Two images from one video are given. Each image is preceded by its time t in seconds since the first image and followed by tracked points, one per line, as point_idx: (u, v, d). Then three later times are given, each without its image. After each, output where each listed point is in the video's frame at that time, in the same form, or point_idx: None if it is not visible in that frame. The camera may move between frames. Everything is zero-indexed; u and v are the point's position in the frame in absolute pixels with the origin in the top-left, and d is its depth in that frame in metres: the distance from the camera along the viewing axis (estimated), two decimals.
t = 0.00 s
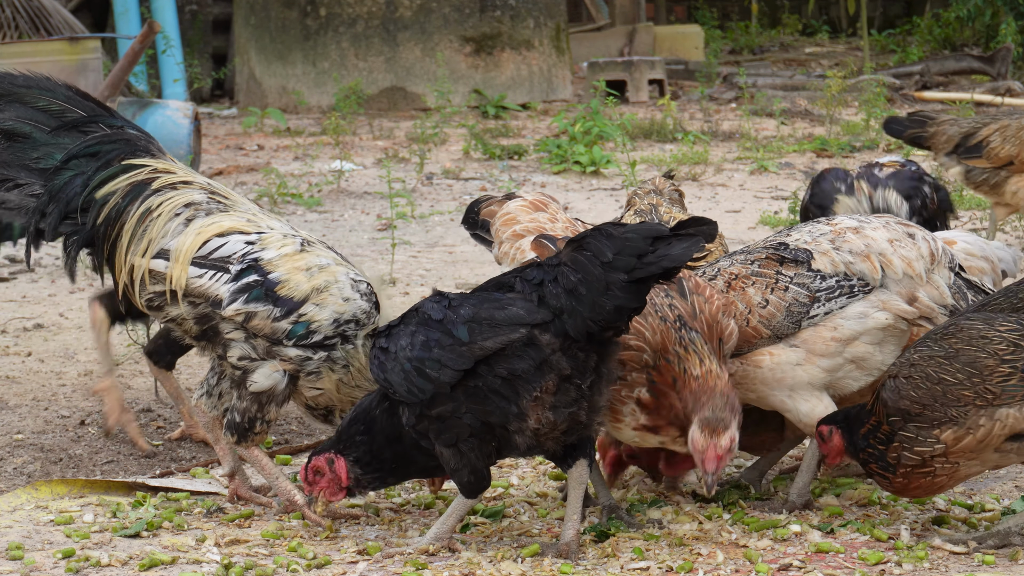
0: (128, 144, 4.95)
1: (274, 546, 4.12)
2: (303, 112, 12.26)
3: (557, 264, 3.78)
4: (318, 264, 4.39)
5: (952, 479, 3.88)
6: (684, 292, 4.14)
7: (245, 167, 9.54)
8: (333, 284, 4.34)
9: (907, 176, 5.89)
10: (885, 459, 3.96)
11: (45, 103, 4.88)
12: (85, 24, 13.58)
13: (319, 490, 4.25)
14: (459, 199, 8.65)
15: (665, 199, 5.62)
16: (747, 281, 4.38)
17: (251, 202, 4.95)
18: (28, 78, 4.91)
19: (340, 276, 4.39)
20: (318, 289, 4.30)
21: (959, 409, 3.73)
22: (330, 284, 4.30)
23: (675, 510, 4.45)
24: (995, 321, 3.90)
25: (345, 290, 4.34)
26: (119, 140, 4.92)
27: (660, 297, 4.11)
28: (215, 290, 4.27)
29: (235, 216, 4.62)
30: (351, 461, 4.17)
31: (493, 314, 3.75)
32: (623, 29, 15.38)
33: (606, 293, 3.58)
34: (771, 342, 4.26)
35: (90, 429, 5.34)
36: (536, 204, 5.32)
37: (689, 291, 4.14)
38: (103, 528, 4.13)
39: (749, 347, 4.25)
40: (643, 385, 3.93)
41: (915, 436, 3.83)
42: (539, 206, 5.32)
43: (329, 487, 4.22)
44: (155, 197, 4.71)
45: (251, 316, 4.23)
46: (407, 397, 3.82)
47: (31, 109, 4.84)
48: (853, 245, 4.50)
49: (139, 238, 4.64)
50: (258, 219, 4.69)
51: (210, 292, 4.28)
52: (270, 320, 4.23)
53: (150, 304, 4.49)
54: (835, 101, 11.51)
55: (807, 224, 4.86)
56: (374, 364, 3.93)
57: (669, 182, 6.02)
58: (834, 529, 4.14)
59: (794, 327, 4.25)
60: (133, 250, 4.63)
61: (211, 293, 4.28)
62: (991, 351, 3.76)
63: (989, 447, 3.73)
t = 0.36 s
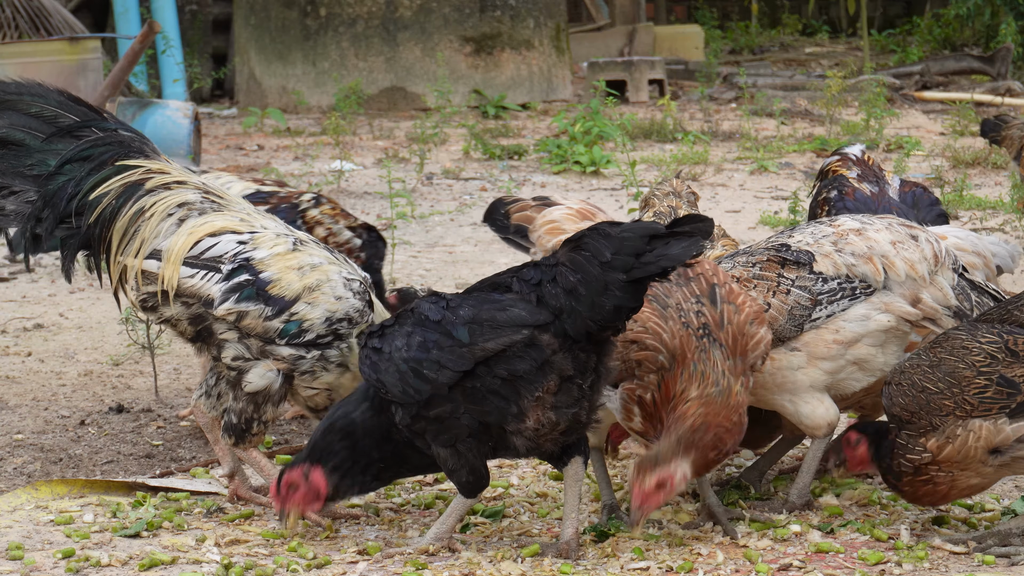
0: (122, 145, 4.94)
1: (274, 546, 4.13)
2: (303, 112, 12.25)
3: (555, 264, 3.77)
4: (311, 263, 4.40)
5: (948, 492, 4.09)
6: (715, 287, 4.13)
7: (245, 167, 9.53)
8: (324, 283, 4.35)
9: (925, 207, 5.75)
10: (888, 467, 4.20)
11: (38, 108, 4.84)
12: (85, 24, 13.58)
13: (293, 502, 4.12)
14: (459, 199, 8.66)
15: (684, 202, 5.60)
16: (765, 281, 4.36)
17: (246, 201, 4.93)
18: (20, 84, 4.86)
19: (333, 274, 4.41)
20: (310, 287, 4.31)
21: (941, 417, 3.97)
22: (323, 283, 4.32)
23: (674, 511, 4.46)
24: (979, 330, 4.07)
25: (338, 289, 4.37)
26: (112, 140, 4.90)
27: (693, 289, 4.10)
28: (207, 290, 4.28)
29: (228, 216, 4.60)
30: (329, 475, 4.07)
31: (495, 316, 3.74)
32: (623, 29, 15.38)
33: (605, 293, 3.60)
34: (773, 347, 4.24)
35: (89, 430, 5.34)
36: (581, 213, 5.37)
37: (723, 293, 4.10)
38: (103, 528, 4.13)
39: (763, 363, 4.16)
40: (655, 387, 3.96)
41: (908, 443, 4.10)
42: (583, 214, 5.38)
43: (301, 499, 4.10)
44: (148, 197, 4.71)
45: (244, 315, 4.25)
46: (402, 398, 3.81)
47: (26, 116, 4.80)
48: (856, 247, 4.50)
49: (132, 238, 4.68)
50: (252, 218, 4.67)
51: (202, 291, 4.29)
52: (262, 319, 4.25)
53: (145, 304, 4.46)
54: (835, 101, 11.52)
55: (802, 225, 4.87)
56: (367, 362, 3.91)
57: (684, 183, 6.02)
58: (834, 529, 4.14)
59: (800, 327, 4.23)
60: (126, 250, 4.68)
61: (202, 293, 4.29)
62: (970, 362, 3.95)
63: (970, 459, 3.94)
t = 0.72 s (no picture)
0: (125, 143, 4.97)
1: (274, 546, 4.13)
2: (303, 112, 12.25)
3: (565, 263, 3.78)
4: (318, 265, 4.41)
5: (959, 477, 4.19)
6: (754, 287, 4.09)
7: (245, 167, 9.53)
8: (331, 285, 4.36)
9: (933, 208, 5.74)
10: (888, 448, 4.37)
11: (42, 108, 4.86)
12: (85, 24, 13.58)
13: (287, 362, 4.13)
14: (460, 199, 8.66)
15: (690, 203, 5.48)
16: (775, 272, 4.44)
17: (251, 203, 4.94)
18: (24, 84, 4.89)
19: (341, 277, 4.43)
20: (318, 289, 4.33)
21: (948, 417, 4.01)
22: (331, 285, 4.33)
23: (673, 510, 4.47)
24: (986, 330, 3.99)
25: (345, 291, 4.39)
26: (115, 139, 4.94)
27: (734, 287, 4.06)
28: (215, 290, 4.24)
29: (234, 216, 4.61)
30: (331, 365, 4.01)
31: (506, 317, 3.74)
32: (623, 29, 15.38)
33: (617, 292, 3.65)
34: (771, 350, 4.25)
35: (89, 430, 5.33)
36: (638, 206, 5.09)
37: (763, 298, 4.06)
38: (103, 528, 4.14)
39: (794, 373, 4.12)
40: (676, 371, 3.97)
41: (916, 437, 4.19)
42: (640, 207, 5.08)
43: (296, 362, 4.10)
44: (155, 195, 4.71)
45: (251, 315, 4.23)
46: (405, 399, 3.79)
47: (29, 115, 4.82)
48: (855, 247, 4.52)
49: (138, 236, 4.66)
50: (258, 219, 4.68)
51: (210, 291, 4.25)
52: (269, 319, 4.24)
53: (149, 304, 4.45)
54: (835, 101, 11.54)
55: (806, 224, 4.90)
56: (367, 361, 3.89)
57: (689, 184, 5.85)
58: (834, 529, 4.14)
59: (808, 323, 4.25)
60: (131, 249, 4.66)
61: (211, 293, 4.25)
62: (974, 363, 3.92)
63: (976, 457, 4.01)
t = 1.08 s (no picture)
0: (146, 146, 5.00)
1: (274, 546, 4.13)
2: (303, 112, 12.24)
3: (547, 275, 3.79)
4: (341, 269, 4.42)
5: (956, 467, 4.16)
6: (736, 296, 4.07)
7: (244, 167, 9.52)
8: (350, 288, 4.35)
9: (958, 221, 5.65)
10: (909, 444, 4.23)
11: (62, 110, 4.99)
12: (85, 24, 13.57)
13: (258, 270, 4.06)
14: (460, 199, 8.66)
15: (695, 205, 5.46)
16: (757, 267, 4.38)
17: (270, 204, 4.94)
18: (44, 86, 5.03)
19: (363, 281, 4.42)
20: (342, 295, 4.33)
21: (957, 394, 4.03)
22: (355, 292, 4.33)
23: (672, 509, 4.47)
24: (1000, 312, 4.16)
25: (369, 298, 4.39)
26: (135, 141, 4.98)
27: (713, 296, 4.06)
28: (239, 296, 4.26)
29: (255, 220, 4.59)
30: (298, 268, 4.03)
31: (495, 329, 3.76)
32: (623, 29, 15.38)
33: (602, 307, 3.74)
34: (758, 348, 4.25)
35: (89, 430, 5.33)
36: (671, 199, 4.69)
37: (744, 308, 4.01)
38: (103, 528, 4.13)
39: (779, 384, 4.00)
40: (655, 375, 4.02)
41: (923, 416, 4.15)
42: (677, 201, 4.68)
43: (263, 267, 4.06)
44: (173, 200, 4.72)
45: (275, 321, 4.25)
46: (373, 375, 3.81)
47: (50, 116, 4.95)
48: (846, 241, 4.53)
49: (157, 242, 4.67)
50: (278, 221, 4.67)
51: (233, 297, 4.27)
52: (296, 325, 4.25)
53: (171, 307, 4.53)
54: (835, 101, 11.55)
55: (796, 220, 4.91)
56: (340, 332, 3.85)
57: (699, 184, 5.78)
58: (834, 529, 4.14)
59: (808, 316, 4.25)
60: (151, 255, 4.67)
61: (234, 299, 4.28)
62: (986, 343, 4.04)
63: (979, 440, 4.02)
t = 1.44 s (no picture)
0: (166, 156, 4.97)
1: (274, 547, 4.13)
2: (303, 112, 12.24)
3: (554, 288, 3.82)
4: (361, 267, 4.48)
5: (964, 468, 4.19)
6: (743, 291, 3.97)
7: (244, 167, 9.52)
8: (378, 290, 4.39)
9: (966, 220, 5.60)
10: (917, 446, 4.26)
11: (80, 116, 4.90)
12: (85, 24, 13.57)
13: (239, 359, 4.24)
14: (460, 199, 8.66)
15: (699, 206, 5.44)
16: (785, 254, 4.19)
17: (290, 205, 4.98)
18: (61, 92, 4.93)
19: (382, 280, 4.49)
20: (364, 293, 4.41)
21: (962, 395, 4.05)
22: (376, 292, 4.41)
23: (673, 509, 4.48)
24: (1005, 314, 4.16)
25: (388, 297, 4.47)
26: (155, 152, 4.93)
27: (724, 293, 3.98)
28: (269, 292, 4.41)
29: (278, 223, 4.66)
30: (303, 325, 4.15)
31: (498, 335, 3.76)
32: (623, 29, 15.38)
33: (607, 325, 3.77)
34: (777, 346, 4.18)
35: (89, 430, 5.33)
36: (727, 204, 4.23)
37: (744, 309, 3.92)
38: (103, 528, 4.13)
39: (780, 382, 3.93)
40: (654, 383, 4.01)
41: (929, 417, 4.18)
42: (736, 216, 4.22)
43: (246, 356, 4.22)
44: (197, 209, 4.75)
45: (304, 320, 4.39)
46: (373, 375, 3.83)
47: (67, 123, 4.86)
48: (838, 238, 4.52)
49: (184, 251, 4.72)
50: (300, 221, 4.71)
51: (264, 295, 4.42)
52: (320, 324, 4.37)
53: (196, 312, 4.68)
54: (835, 101, 11.56)
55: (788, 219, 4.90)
56: (337, 329, 3.86)
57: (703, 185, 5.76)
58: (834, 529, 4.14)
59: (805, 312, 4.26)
60: (179, 263, 4.75)
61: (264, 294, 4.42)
62: (991, 345, 4.04)
63: (986, 441, 4.05)
